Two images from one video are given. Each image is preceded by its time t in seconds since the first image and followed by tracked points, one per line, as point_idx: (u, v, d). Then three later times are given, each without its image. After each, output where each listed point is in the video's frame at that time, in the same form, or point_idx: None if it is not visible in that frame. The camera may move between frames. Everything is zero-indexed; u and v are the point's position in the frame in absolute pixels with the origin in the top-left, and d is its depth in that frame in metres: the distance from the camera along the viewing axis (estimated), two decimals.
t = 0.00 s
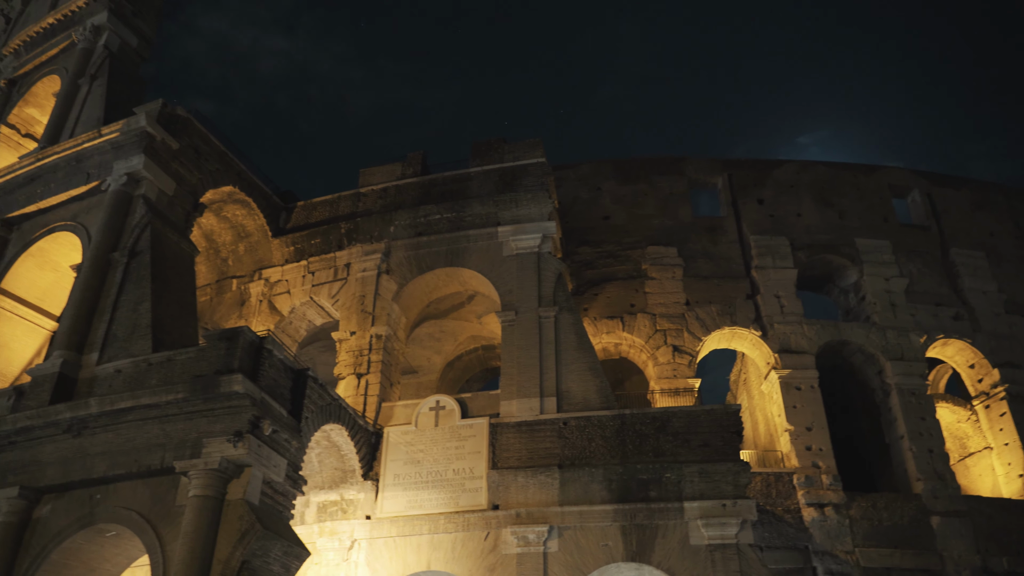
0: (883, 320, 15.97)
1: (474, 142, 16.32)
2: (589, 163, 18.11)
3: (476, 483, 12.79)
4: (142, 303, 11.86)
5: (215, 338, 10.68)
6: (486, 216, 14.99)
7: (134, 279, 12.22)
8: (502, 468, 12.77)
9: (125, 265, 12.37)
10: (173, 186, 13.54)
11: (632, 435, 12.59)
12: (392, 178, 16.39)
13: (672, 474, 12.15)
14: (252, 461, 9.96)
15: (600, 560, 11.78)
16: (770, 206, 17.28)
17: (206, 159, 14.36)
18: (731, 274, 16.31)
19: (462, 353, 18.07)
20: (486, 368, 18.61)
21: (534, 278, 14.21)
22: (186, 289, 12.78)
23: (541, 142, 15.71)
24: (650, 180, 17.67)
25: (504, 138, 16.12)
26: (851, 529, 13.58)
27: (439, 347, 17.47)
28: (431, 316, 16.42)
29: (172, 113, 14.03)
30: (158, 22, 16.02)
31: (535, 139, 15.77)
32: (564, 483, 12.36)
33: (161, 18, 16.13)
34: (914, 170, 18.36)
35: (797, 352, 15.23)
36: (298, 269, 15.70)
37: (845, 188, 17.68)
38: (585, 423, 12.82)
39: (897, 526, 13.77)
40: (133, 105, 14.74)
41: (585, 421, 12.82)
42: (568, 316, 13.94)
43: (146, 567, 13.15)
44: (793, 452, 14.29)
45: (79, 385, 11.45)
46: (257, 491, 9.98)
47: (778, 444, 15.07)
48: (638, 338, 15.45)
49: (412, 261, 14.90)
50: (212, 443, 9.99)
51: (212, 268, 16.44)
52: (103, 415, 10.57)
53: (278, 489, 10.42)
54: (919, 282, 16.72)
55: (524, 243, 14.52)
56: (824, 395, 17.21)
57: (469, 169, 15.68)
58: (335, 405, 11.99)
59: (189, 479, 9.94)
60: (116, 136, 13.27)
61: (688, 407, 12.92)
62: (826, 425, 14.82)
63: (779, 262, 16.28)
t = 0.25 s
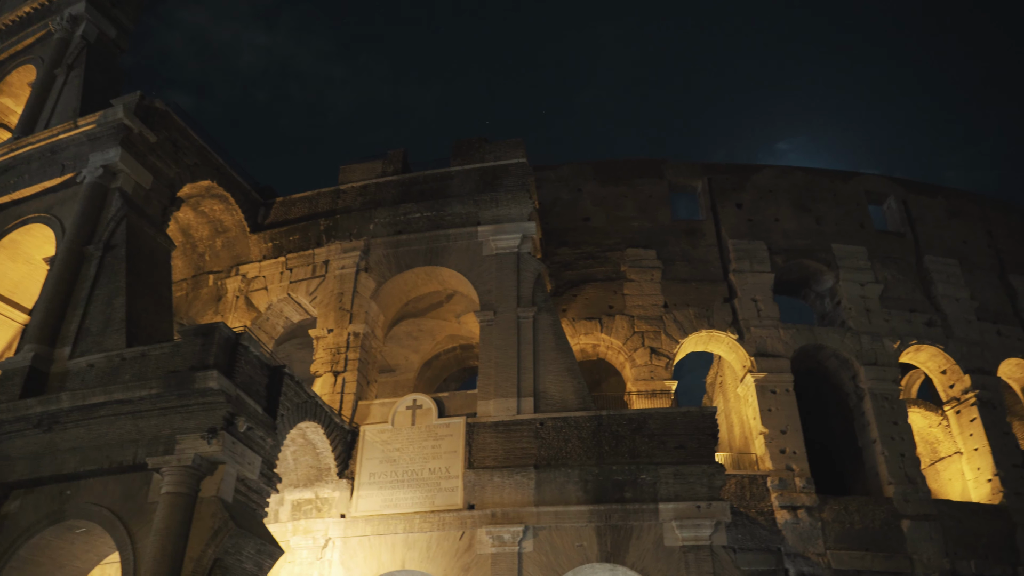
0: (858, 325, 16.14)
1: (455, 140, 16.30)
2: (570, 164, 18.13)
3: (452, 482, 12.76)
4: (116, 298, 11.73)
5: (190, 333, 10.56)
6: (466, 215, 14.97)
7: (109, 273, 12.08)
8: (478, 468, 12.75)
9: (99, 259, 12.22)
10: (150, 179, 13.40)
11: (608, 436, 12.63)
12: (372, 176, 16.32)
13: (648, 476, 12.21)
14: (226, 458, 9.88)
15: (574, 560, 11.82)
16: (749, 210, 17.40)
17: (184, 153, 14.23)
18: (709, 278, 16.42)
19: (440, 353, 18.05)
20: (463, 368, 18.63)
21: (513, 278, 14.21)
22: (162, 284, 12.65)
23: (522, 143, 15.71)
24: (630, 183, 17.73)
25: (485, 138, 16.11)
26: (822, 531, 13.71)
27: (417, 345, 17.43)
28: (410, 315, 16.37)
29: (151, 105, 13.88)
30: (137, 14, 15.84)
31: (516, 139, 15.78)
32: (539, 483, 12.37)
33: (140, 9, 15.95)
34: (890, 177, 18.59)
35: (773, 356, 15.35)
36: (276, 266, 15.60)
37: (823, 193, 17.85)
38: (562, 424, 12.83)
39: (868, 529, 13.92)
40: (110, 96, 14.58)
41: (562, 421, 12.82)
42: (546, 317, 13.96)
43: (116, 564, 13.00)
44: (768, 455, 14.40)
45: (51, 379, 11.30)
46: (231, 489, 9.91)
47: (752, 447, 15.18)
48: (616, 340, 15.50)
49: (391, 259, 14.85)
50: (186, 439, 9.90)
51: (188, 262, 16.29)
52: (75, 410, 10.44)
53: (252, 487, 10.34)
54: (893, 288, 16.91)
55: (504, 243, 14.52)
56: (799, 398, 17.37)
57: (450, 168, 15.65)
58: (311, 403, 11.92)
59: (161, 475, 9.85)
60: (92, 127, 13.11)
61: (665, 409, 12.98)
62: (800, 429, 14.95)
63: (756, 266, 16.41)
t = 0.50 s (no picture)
0: (833, 330, 16.29)
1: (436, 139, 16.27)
2: (551, 165, 18.15)
3: (428, 481, 12.73)
4: (91, 292, 11.59)
5: (166, 329, 10.45)
6: (446, 214, 14.94)
7: (84, 267, 11.93)
8: (455, 467, 12.72)
9: (74, 252, 12.07)
10: (128, 172, 13.27)
11: (585, 437, 12.65)
12: (353, 173, 16.25)
13: (624, 477, 12.26)
14: (201, 455, 9.78)
15: (550, 560, 11.83)
16: (728, 214, 17.52)
17: (162, 147, 14.10)
18: (688, 280, 16.51)
19: (418, 352, 18.00)
20: (442, 367, 18.61)
21: (492, 278, 14.21)
22: (138, 278, 12.52)
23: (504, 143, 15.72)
24: (611, 185, 17.79)
25: (467, 137, 16.10)
26: (796, 534, 13.82)
27: (395, 344, 17.41)
28: (388, 313, 16.31)
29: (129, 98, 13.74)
30: (116, 5, 15.67)
31: (498, 138, 15.78)
32: (516, 483, 12.37)
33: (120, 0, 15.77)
34: (867, 184, 18.80)
35: (749, 359, 15.46)
36: (254, 262, 15.49)
37: (801, 199, 18.01)
38: (539, 424, 12.84)
39: (841, 531, 14.05)
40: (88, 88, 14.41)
41: (539, 422, 12.83)
42: (525, 317, 13.97)
43: (85, 562, 12.81)
44: (743, 457, 14.50)
45: (23, 373, 11.13)
46: (205, 486, 9.82)
47: (728, 449, 15.28)
48: (595, 341, 15.54)
49: (371, 257, 14.79)
50: (159, 436, 9.80)
51: (165, 257, 16.13)
52: (46, 405, 10.30)
53: (226, 484, 10.25)
54: (869, 294, 17.09)
55: (484, 243, 14.52)
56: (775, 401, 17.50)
57: (430, 167, 15.63)
58: (288, 400, 11.84)
59: (134, 472, 9.74)
60: (69, 119, 12.95)
61: (641, 410, 13.03)
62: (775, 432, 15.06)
63: (734, 269, 16.52)
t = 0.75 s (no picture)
0: (812, 335, 16.43)
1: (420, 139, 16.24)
2: (534, 167, 18.17)
3: (407, 482, 12.69)
4: (67, 287, 11.46)
5: (143, 326, 10.34)
6: (428, 214, 14.92)
7: (60, 261, 11.80)
8: (434, 467, 12.69)
9: (51, 247, 11.93)
10: (107, 167, 13.14)
11: (564, 439, 12.67)
12: (335, 171, 16.19)
13: (603, 479, 12.30)
14: (177, 454, 9.69)
15: (528, 561, 11.83)
16: (709, 218, 17.62)
17: (142, 142, 13.97)
18: (669, 284, 16.59)
19: (398, 351, 17.95)
20: (422, 367, 18.59)
21: (473, 278, 14.20)
22: (116, 274, 12.41)
23: (487, 143, 15.72)
24: (594, 187, 17.84)
25: (450, 138, 16.08)
26: (772, 537, 13.91)
27: (375, 343, 17.38)
28: (369, 312, 16.26)
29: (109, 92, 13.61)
30: None
31: (481, 139, 15.79)
32: (495, 484, 12.36)
33: None
34: (847, 190, 18.99)
35: (729, 362, 15.55)
36: (234, 259, 15.39)
37: (781, 204, 18.16)
38: (519, 426, 12.84)
39: (817, 534, 14.16)
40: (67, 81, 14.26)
41: (519, 423, 12.82)
42: (506, 318, 13.97)
43: (58, 561, 12.65)
44: (721, 460, 14.57)
45: None
46: (181, 484, 9.73)
47: (707, 452, 15.36)
48: (575, 343, 15.57)
49: (352, 256, 14.74)
50: (135, 433, 9.70)
51: (144, 253, 16.00)
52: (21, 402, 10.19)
53: (203, 483, 10.16)
54: (847, 299, 17.25)
55: (466, 243, 14.51)
56: (753, 405, 17.61)
57: (413, 167, 15.61)
58: (266, 399, 11.77)
59: (109, 470, 9.63)
60: (48, 112, 12.81)
61: (621, 412, 13.07)
62: (753, 435, 15.15)
63: (715, 273, 16.63)
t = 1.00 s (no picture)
0: (792, 339, 16.55)
1: (404, 139, 16.21)
2: (518, 169, 18.17)
3: (387, 482, 12.64)
4: (44, 283, 11.32)
5: (122, 322, 10.22)
6: (412, 214, 14.88)
7: (38, 257, 11.65)
8: (414, 468, 12.65)
9: (29, 241, 11.78)
10: (87, 162, 13.01)
11: (545, 440, 12.68)
12: (318, 169, 16.12)
13: (583, 481, 12.33)
14: (155, 452, 9.61)
15: (507, 563, 11.82)
16: (692, 222, 17.71)
17: (124, 137, 13.84)
18: (651, 287, 16.66)
19: (380, 351, 17.91)
20: (404, 368, 18.55)
21: (456, 279, 14.19)
22: (95, 270, 12.28)
23: (472, 144, 15.72)
24: (577, 190, 17.87)
25: (435, 138, 16.07)
26: (751, 540, 13.99)
27: (357, 343, 17.33)
28: (351, 312, 16.20)
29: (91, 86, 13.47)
30: None
31: (466, 140, 15.78)
32: (475, 485, 12.34)
33: None
34: (828, 197, 19.16)
35: (710, 366, 15.63)
36: (215, 256, 15.29)
37: (763, 209, 18.29)
38: (500, 427, 12.83)
39: (795, 538, 14.26)
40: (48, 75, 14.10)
41: (500, 424, 12.82)
42: (488, 319, 13.96)
43: (31, 559, 12.48)
44: (700, 463, 14.64)
45: None
46: (158, 483, 9.64)
47: (687, 455, 15.43)
48: (557, 345, 15.59)
49: (335, 255, 14.68)
50: (113, 431, 9.60)
51: (123, 249, 15.86)
52: None
53: (180, 482, 10.07)
54: (828, 305, 17.39)
55: (449, 244, 14.49)
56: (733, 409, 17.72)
57: (397, 166, 15.57)
58: (246, 397, 11.69)
59: (85, 468, 9.52)
60: (27, 105, 12.67)
61: (602, 414, 13.11)
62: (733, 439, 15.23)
63: (697, 277, 16.72)
